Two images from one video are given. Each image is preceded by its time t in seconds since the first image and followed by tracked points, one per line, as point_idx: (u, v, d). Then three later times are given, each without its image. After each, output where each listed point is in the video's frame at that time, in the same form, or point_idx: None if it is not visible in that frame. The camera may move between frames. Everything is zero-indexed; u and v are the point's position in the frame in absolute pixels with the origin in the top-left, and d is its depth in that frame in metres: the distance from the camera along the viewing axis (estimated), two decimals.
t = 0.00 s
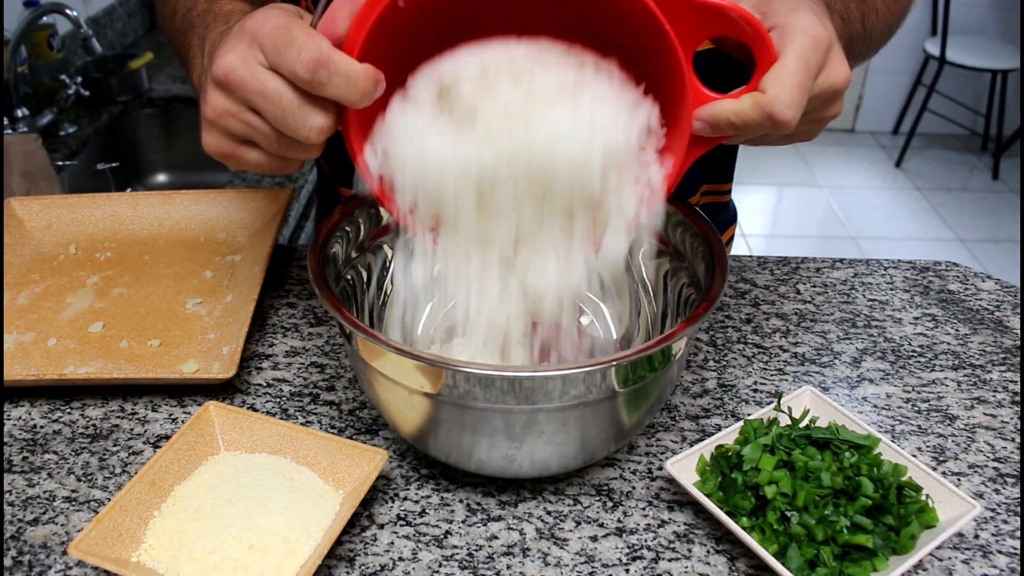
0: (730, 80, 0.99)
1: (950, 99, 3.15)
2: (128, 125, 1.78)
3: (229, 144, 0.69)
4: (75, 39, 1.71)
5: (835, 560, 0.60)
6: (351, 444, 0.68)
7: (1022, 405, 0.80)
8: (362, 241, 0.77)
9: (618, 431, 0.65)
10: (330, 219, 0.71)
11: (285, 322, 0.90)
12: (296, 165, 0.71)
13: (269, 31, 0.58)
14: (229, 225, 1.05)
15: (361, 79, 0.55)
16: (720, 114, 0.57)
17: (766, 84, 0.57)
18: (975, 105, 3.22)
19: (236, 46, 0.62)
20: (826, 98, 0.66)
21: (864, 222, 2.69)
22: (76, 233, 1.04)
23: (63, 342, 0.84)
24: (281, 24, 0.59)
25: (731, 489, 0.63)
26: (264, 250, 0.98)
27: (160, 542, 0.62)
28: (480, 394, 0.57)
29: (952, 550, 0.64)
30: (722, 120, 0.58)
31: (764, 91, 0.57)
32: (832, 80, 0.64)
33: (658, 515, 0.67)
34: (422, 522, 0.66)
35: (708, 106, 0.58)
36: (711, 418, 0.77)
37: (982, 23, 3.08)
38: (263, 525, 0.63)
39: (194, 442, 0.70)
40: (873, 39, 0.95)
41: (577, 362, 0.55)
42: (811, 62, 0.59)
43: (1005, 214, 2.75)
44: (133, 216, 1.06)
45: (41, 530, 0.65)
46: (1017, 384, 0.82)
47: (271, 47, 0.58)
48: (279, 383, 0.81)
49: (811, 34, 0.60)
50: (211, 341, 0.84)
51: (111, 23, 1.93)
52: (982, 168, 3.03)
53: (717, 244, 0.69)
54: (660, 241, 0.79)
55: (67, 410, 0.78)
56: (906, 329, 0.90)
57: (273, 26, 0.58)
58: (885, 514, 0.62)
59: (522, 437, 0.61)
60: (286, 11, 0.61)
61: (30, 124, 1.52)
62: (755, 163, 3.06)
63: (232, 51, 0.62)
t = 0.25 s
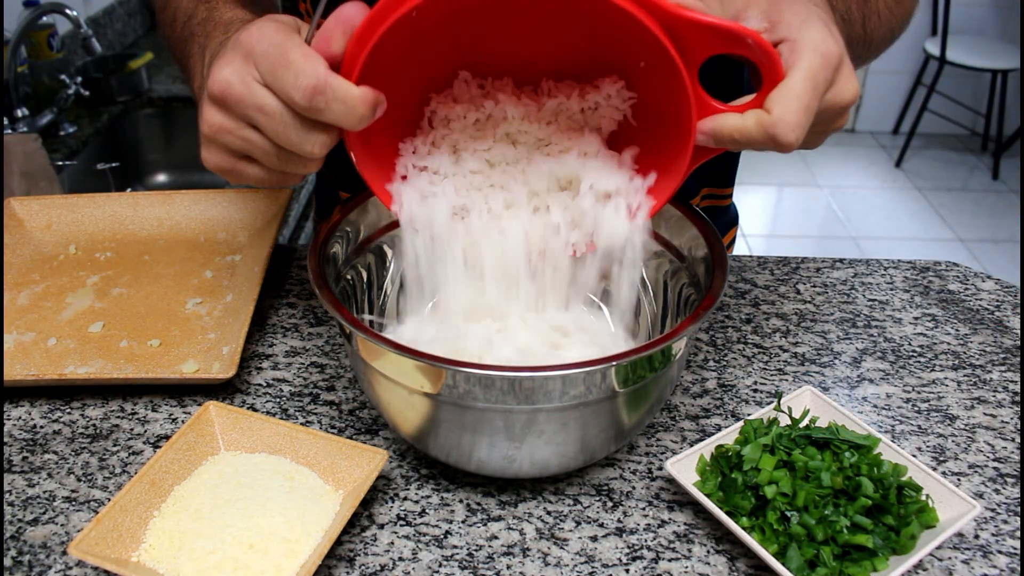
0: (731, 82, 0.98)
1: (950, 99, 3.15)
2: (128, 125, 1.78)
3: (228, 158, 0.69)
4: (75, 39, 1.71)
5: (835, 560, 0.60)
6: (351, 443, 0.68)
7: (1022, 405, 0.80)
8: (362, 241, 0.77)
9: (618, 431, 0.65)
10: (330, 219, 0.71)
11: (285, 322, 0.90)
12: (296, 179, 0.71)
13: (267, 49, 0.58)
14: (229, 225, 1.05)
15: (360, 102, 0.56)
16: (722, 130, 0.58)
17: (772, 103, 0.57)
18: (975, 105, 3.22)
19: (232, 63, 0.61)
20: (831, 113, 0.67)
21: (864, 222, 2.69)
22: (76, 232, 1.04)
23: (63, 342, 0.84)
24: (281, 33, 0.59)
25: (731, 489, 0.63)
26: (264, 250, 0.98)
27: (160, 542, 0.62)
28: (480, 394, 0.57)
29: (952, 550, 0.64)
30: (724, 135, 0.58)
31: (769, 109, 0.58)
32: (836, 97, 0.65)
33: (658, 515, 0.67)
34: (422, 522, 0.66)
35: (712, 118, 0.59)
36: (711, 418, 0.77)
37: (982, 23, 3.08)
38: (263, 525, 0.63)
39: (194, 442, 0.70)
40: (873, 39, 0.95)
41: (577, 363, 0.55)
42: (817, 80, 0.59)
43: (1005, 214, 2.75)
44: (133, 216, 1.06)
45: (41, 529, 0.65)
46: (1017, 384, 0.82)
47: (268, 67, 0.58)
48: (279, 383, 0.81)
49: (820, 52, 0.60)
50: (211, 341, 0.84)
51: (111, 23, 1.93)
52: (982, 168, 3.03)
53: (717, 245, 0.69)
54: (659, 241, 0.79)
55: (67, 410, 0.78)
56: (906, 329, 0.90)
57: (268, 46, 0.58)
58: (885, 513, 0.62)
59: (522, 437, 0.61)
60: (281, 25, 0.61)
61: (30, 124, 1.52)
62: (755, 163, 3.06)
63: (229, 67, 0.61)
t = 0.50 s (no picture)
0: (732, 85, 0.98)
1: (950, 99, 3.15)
2: (128, 125, 1.78)
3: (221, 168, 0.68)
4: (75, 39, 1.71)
5: (835, 560, 0.60)
6: (351, 443, 0.68)
7: (1022, 405, 0.80)
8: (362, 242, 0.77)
9: (618, 431, 0.65)
10: (330, 220, 0.71)
11: (285, 322, 0.90)
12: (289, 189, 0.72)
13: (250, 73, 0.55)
14: (229, 225, 1.05)
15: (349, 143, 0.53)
16: (727, 158, 0.55)
17: (780, 134, 0.55)
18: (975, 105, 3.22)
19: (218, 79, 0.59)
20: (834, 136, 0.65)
21: (864, 222, 2.69)
22: (76, 232, 1.04)
23: (63, 342, 0.84)
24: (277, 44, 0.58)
25: (731, 489, 0.63)
26: (264, 250, 0.97)
27: (160, 542, 0.62)
28: (480, 394, 0.57)
29: (952, 550, 0.64)
30: (725, 159, 0.55)
31: (776, 138, 0.55)
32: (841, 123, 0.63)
33: (658, 515, 0.67)
34: (422, 522, 0.66)
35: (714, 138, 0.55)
36: (711, 418, 0.77)
37: (982, 23, 3.08)
38: (263, 525, 0.63)
39: (194, 442, 0.70)
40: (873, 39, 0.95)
41: (577, 363, 0.55)
42: (829, 111, 0.58)
43: (1005, 214, 2.75)
44: (133, 216, 1.06)
45: (41, 530, 0.65)
46: (1017, 384, 0.82)
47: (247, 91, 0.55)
48: (279, 383, 0.81)
49: (834, 80, 0.58)
50: (211, 341, 0.84)
51: (111, 23, 1.93)
52: (982, 168, 3.03)
53: (717, 245, 0.69)
54: (659, 241, 0.79)
55: (67, 410, 0.78)
56: (906, 329, 0.90)
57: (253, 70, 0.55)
58: (885, 513, 0.62)
59: (522, 437, 0.61)
60: (269, 40, 0.58)
61: (30, 124, 1.52)
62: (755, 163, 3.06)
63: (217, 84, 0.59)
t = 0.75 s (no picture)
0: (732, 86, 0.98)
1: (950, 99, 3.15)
2: (128, 125, 1.78)
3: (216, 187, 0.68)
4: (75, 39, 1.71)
5: (835, 560, 0.60)
6: (351, 443, 0.68)
7: (1022, 405, 0.80)
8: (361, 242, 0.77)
9: (618, 431, 0.65)
10: (331, 219, 0.71)
11: (285, 322, 0.90)
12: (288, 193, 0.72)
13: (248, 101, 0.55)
14: (229, 225, 1.05)
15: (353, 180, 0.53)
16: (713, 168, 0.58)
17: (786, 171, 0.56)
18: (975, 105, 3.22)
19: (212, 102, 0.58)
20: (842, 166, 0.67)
21: (864, 222, 2.69)
22: (76, 232, 1.04)
23: (63, 342, 0.84)
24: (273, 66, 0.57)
25: (731, 489, 0.63)
26: (264, 250, 0.98)
27: (160, 542, 0.62)
28: (480, 394, 0.57)
29: (952, 550, 0.64)
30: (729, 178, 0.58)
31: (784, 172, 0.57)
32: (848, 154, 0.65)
33: (658, 515, 0.67)
34: (422, 522, 0.66)
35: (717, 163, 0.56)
36: (711, 418, 0.77)
37: (982, 23, 3.08)
38: (263, 525, 0.63)
39: (194, 442, 0.70)
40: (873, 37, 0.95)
41: (577, 363, 0.55)
42: (837, 149, 0.59)
43: (1005, 214, 2.75)
44: (133, 215, 1.06)
45: (41, 530, 0.65)
46: (1017, 384, 0.82)
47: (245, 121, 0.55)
48: (279, 383, 0.81)
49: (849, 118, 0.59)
50: (211, 341, 0.84)
51: (111, 23, 1.93)
52: (982, 168, 3.03)
53: (717, 245, 0.69)
54: (659, 242, 0.79)
55: (67, 410, 0.78)
56: (906, 329, 0.90)
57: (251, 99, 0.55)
58: (885, 513, 0.62)
59: (522, 437, 0.61)
60: (264, 62, 0.57)
61: (30, 124, 1.52)
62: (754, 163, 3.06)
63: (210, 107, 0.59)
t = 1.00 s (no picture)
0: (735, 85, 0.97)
1: (950, 99, 3.15)
2: (128, 125, 1.78)
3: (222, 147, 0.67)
4: (75, 39, 1.71)
5: (835, 560, 0.60)
6: (351, 443, 0.68)
7: (1022, 405, 0.80)
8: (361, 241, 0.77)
9: (618, 431, 0.65)
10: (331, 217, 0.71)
11: (285, 322, 0.90)
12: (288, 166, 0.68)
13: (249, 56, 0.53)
14: (229, 225, 1.05)
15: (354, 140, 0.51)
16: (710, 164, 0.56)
17: (787, 155, 0.56)
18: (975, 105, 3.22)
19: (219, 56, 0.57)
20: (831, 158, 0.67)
21: (864, 222, 2.69)
22: (76, 232, 1.04)
23: (63, 342, 0.84)
24: (280, 25, 0.56)
25: (731, 489, 0.63)
26: (264, 250, 0.98)
27: (159, 542, 0.62)
28: (480, 394, 0.57)
29: (951, 550, 0.64)
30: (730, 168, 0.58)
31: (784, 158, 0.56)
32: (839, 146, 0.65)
33: (658, 515, 0.67)
34: (422, 522, 0.66)
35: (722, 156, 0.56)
36: (711, 418, 0.77)
37: (982, 23, 3.08)
38: (263, 525, 0.63)
39: (194, 442, 0.70)
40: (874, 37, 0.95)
41: (577, 363, 0.55)
42: (834, 135, 0.59)
43: (1005, 214, 2.75)
44: (133, 216, 1.06)
45: (41, 529, 0.65)
46: (1017, 384, 0.82)
47: (244, 75, 0.54)
48: (279, 383, 0.81)
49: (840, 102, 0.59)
50: (211, 341, 0.84)
51: (111, 23, 1.93)
52: (982, 168, 3.03)
53: (717, 245, 0.68)
54: (658, 241, 0.79)
55: (67, 410, 0.78)
56: (906, 329, 0.90)
57: (256, 54, 0.53)
58: (885, 513, 0.62)
59: (521, 436, 0.61)
60: (272, 20, 0.56)
61: (30, 125, 1.52)
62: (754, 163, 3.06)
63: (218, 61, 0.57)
